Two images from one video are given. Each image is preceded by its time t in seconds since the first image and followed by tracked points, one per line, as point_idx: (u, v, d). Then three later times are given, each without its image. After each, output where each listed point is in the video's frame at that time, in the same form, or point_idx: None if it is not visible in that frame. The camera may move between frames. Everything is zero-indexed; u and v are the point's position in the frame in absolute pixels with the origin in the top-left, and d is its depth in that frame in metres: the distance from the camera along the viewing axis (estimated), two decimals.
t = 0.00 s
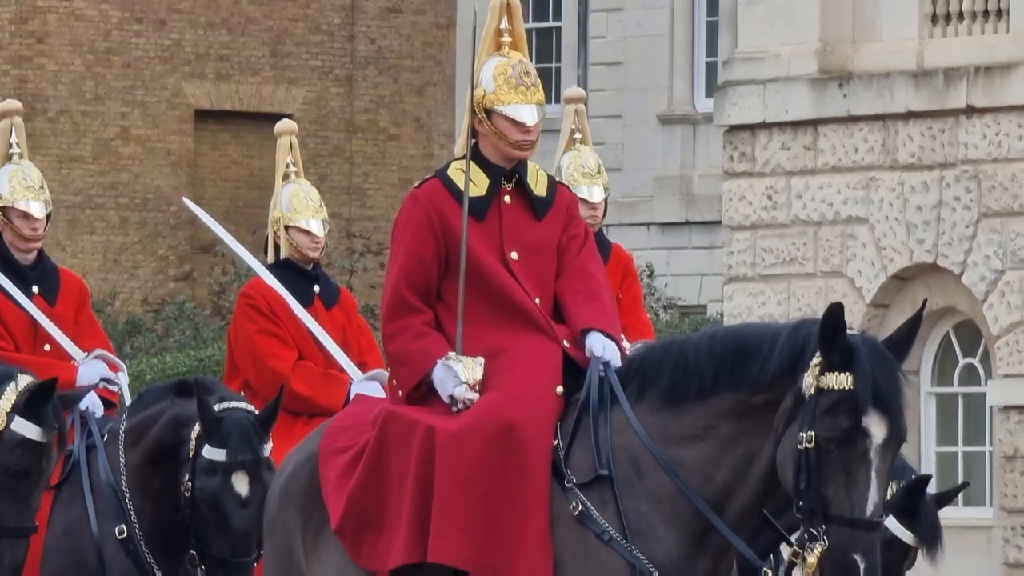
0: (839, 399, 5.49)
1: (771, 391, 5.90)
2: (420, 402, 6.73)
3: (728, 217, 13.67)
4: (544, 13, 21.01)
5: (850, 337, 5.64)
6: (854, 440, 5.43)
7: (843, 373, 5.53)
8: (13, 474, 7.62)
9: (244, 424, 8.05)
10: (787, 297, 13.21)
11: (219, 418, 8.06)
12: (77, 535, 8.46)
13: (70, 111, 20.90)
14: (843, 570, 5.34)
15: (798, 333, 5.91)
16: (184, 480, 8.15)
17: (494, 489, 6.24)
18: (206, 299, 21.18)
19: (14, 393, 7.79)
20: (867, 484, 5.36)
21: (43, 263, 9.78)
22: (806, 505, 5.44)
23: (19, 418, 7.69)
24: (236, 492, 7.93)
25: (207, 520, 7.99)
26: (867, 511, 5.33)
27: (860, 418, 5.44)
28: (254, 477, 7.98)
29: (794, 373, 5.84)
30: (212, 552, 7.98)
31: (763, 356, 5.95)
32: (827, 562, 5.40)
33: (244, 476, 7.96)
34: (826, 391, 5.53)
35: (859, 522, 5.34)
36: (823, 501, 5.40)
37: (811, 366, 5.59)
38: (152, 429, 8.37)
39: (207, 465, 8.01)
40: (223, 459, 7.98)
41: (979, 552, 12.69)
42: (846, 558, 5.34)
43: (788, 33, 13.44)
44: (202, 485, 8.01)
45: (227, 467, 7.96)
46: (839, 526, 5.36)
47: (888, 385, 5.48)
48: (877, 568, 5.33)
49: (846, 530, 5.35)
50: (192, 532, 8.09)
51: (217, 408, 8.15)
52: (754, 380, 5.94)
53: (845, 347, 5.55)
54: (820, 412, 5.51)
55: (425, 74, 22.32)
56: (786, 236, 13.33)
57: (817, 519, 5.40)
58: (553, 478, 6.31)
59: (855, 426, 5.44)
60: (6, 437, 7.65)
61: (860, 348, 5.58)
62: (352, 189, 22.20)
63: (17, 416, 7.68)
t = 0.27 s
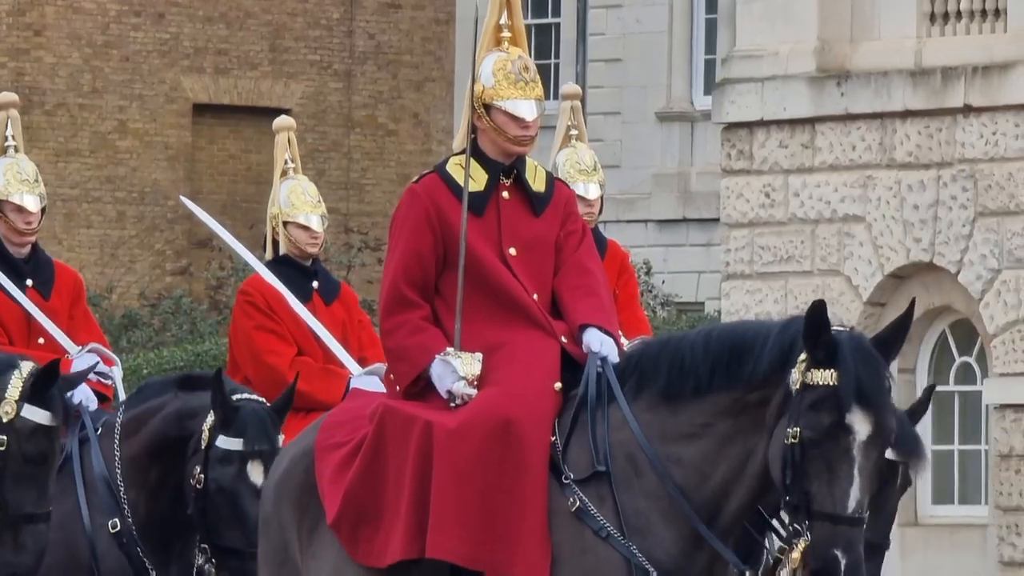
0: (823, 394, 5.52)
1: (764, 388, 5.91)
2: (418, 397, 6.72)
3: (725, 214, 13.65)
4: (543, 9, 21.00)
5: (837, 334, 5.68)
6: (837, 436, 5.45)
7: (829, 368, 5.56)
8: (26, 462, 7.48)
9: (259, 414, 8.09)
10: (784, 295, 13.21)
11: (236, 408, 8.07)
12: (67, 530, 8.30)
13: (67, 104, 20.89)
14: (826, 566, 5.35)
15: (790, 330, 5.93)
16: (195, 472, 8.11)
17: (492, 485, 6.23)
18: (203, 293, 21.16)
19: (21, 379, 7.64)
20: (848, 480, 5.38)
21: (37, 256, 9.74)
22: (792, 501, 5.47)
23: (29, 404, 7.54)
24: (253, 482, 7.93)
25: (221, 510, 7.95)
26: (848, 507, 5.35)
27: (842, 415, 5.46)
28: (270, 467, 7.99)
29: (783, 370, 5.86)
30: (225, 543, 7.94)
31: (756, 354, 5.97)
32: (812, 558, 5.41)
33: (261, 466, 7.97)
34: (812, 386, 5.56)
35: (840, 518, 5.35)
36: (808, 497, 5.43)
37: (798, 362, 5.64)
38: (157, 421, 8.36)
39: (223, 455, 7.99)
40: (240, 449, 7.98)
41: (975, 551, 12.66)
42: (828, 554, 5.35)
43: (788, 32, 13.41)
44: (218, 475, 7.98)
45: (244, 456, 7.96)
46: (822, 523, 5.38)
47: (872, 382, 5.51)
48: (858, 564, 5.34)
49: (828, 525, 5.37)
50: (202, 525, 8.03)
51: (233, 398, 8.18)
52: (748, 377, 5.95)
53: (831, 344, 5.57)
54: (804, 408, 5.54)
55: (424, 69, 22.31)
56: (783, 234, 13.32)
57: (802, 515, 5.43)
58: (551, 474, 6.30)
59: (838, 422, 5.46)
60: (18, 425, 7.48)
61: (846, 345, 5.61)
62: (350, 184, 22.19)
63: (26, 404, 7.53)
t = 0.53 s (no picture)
0: (818, 384, 5.65)
1: (766, 379, 5.92)
2: (421, 386, 6.72)
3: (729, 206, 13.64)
4: None
5: (834, 324, 5.79)
6: (830, 426, 5.58)
7: (824, 358, 5.68)
8: (46, 461, 7.43)
9: (282, 420, 7.97)
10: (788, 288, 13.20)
11: (259, 414, 7.94)
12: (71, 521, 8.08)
13: (73, 92, 20.92)
14: (809, 554, 5.51)
15: (789, 320, 5.95)
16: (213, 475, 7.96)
17: (496, 474, 6.23)
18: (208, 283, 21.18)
19: (42, 381, 7.51)
20: (837, 471, 5.52)
21: (41, 244, 9.76)
22: (781, 488, 5.60)
23: (52, 406, 7.48)
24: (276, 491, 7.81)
25: (243, 516, 7.79)
26: (835, 497, 5.50)
27: (835, 406, 5.59)
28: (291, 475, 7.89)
29: (783, 360, 5.88)
30: (243, 550, 7.80)
31: (758, 344, 5.98)
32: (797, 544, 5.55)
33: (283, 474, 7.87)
34: (807, 375, 5.69)
35: (828, 507, 5.50)
36: (799, 485, 5.56)
37: (796, 350, 5.75)
38: (170, 416, 8.29)
39: (245, 462, 7.87)
40: (262, 456, 7.87)
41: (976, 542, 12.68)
42: (812, 543, 5.50)
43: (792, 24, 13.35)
44: (239, 481, 7.85)
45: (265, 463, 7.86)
46: (807, 511, 5.53)
47: (865, 375, 5.63)
48: (843, 553, 5.50)
49: (814, 514, 5.52)
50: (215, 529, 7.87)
51: (256, 403, 8.04)
52: (749, 367, 5.97)
53: (829, 335, 5.70)
54: (797, 397, 5.67)
55: (430, 60, 22.35)
56: (788, 226, 13.32)
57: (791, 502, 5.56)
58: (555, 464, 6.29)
59: (831, 412, 5.59)
60: (42, 427, 7.42)
61: (842, 336, 5.72)
62: (355, 174, 22.23)
63: (49, 406, 7.47)
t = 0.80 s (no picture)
0: (863, 364, 5.63)
1: (813, 360, 5.90)
2: (473, 368, 6.73)
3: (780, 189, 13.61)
4: None
5: (875, 304, 5.77)
6: (876, 406, 5.56)
7: (867, 339, 5.66)
8: (106, 456, 7.36)
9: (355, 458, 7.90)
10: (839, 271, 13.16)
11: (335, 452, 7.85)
12: (122, 505, 8.12)
13: (124, 76, 20.95)
14: (860, 535, 5.49)
15: (834, 303, 5.93)
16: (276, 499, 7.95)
17: (547, 455, 6.24)
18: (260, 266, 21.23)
19: (112, 375, 7.47)
20: (886, 450, 5.50)
21: (92, 226, 9.81)
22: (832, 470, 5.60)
23: (118, 402, 7.42)
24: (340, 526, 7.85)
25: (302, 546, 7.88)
26: (885, 477, 5.47)
27: (880, 384, 5.57)
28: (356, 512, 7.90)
29: (827, 341, 5.86)
30: None
31: (804, 326, 5.97)
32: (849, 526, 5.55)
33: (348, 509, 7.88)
34: (852, 356, 5.67)
35: (878, 488, 5.47)
36: (849, 467, 5.55)
37: (840, 332, 5.74)
38: (238, 421, 8.11)
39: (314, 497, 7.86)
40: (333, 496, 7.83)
41: None
42: (864, 524, 5.48)
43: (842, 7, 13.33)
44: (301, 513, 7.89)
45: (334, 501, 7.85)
46: (857, 492, 5.51)
47: (909, 355, 5.61)
48: (895, 533, 5.46)
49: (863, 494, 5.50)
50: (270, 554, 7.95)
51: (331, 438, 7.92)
52: (795, 349, 5.95)
53: (871, 316, 5.68)
54: (843, 378, 5.66)
55: (480, 43, 22.41)
56: (838, 208, 13.29)
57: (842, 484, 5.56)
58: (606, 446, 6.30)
59: (877, 392, 5.58)
60: (107, 421, 7.36)
61: (883, 315, 5.71)
62: (406, 157, 22.20)
63: (116, 401, 7.41)
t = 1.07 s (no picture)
0: (959, 348, 5.62)
1: (902, 340, 5.89)
2: (562, 347, 6.75)
3: (869, 169, 12.98)
4: None
5: (973, 287, 5.75)
6: (974, 390, 5.57)
7: (965, 322, 5.64)
8: (206, 430, 7.33)
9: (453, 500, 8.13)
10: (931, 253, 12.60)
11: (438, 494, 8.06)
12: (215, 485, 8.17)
13: (215, 55, 20.09)
14: (957, 519, 5.53)
15: (925, 284, 5.91)
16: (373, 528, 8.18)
17: (636, 434, 6.25)
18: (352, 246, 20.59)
19: (208, 349, 7.41)
20: (984, 434, 5.52)
21: (183, 204, 9.87)
22: (926, 453, 5.61)
23: (217, 373, 7.40)
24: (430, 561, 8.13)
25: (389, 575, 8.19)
26: (983, 461, 5.51)
27: (980, 369, 5.58)
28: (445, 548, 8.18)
29: (918, 323, 5.85)
30: None
31: (892, 309, 5.96)
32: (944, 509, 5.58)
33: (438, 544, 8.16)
34: (948, 339, 5.65)
35: (976, 471, 5.51)
36: (943, 451, 5.56)
37: (935, 315, 5.71)
38: (343, 428, 8.25)
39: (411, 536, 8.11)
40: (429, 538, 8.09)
41: None
42: (960, 508, 5.53)
43: None
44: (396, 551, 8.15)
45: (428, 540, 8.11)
46: (954, 476, 5.54)
47: (1006, 340, 5.62)
48: (992, 517, 5.52)
49: (960, 478, 5.53)
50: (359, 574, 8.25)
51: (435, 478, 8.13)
52: (884, 329, 5.94)
53: (968, 299, 5.65)
54: (939, 361, 5.64)
55: (570, 23, 22.16)
56: (927, 188, 12.71)
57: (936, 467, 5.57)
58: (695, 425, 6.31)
59: (975, 375, 5.58)
60: (204, 395, 7.32)
61: (981, 299, 5.69)
62: (496, 137, 21.75)
63: (214, 373, 7.38)
